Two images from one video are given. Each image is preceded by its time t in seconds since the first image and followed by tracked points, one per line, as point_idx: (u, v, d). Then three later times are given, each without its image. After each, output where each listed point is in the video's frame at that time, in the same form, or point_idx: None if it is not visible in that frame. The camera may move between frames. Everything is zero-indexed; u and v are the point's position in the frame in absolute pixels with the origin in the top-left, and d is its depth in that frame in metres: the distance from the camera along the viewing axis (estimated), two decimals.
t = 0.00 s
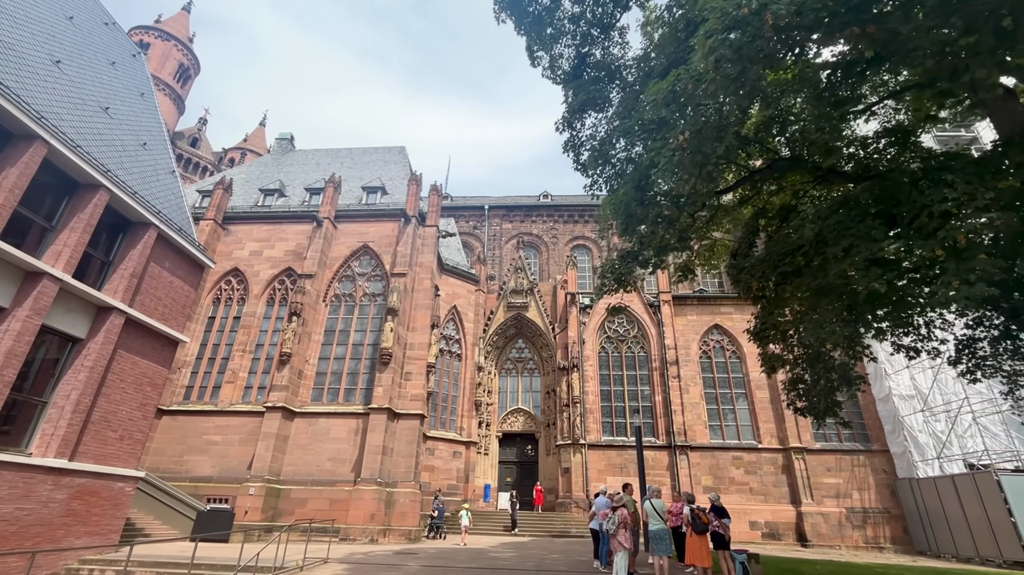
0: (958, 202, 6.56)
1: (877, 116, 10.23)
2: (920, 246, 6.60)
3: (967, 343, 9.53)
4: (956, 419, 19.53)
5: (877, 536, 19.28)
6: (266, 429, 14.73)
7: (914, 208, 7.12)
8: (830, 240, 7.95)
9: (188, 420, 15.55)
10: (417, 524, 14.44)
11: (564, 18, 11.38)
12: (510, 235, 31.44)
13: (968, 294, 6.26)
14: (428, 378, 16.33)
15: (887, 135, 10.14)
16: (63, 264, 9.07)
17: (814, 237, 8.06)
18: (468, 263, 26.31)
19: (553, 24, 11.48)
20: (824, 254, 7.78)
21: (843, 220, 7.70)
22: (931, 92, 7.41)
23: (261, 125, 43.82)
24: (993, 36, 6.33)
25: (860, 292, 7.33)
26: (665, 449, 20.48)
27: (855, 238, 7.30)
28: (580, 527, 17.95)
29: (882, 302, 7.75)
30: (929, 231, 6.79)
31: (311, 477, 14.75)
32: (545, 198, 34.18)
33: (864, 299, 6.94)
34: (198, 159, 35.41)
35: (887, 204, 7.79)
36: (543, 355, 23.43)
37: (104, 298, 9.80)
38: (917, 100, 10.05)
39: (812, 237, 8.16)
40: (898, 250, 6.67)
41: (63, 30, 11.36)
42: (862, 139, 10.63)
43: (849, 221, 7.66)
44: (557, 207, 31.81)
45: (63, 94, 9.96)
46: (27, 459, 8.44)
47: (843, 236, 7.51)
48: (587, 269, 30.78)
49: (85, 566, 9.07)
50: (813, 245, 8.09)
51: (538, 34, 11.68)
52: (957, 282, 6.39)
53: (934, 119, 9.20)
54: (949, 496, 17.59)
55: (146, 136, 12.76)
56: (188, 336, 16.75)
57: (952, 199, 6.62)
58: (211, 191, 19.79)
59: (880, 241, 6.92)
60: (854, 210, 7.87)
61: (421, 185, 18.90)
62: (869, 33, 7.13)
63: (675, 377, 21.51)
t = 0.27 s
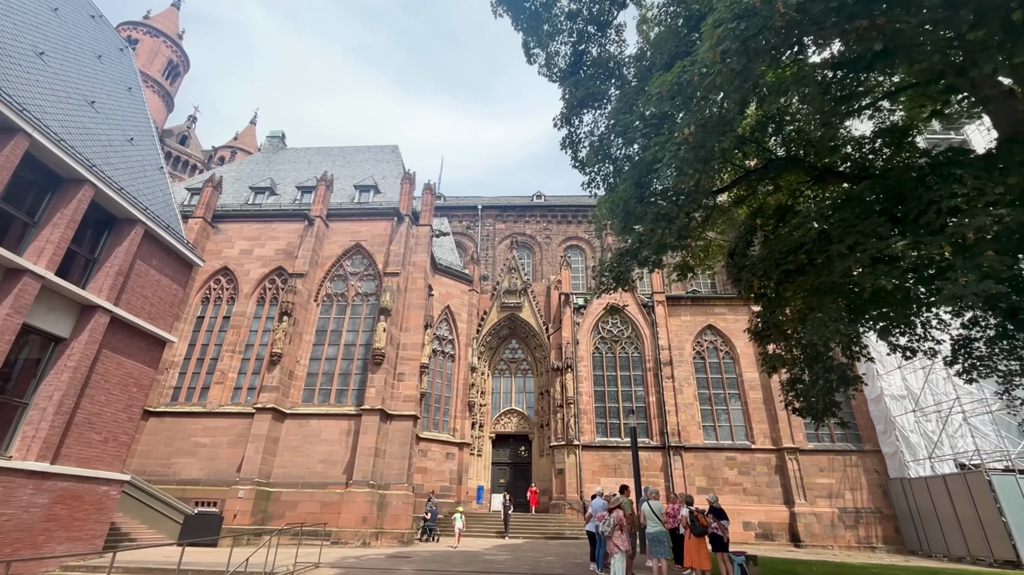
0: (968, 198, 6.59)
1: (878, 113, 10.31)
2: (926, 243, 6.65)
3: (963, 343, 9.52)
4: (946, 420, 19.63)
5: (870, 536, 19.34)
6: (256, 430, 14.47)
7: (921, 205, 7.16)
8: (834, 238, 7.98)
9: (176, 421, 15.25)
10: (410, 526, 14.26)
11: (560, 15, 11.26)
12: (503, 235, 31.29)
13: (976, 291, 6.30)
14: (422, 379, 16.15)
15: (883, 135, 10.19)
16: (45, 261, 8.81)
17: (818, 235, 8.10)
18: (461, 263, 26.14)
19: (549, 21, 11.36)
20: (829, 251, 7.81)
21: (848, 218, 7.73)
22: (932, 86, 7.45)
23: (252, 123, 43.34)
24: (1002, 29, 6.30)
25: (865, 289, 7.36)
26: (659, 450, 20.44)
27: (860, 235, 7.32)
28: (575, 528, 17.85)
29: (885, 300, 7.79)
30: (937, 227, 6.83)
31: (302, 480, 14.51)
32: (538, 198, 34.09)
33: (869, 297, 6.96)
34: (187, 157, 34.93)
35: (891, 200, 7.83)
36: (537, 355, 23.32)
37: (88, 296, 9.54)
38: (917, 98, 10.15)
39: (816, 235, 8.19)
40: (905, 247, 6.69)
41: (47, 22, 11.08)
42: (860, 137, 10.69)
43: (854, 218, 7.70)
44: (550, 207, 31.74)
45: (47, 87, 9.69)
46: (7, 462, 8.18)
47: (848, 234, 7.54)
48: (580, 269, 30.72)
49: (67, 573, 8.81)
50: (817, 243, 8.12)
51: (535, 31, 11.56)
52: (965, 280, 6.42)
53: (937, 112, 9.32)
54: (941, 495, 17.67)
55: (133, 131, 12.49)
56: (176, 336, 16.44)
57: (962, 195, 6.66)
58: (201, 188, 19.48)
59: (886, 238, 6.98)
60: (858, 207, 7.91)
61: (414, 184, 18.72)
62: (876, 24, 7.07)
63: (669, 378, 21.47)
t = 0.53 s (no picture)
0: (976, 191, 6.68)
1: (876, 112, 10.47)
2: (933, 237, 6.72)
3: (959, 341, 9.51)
4: (939, 419, 19.71)
5: (863, 535, 19.38)
6: (247, 432, 14.24)
7: (927, 199, 7.22)
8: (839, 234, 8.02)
9: (165, 423, 14.99)
10: (404, 528, 14.09)
11: (557, 12, 11.15)
12: (497, 235, 31.15)
13: (983, 285, 6.34)
14: (416, 379, 15.99)
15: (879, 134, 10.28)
16: (29, 258, 8.58)
17: (823, 231, 8.14)
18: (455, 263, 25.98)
19: (546, 17, 11.25)
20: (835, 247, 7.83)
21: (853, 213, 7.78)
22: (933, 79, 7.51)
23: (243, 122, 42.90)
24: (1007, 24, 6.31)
25: (870, 284, 7.39)
26: (654, 450, 20.39)
27: (867, 231, 7.36)
28: (570, 529, 17.75)
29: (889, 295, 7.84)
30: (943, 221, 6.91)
31: (294, 482, 14.30)
32: (532, 198, 34.00)
33: (875, 292, 6.98)
34: (178, 156, 34.52)
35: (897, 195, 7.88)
36: (531, 355, 23.20)
37: (74, 295, 9.32)
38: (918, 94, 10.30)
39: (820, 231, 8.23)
40: (911, 242, 6.75)
41: (33, 14, 10.83)
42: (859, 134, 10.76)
43: (861, 212, 7.74)
44: (544, 207, 31.67)
45: (32, 80, 9.45)
46: None
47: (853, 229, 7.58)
48: (574, 269, 30.64)
49: None
50: (820, 239, 8.15)
51: (531, 27, 11.44)
52: (972, 274, 6.46)
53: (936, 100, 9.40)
54: (933, 494, 17.75)
55: (122, 127, 12.24)
56: (165, 336, 16.16)
57: (969, 188, 6.74)
58: (191, 186, 19.19)
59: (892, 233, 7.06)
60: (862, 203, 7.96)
61: (408, 183, 18.54)
62: (885, 13, 7.07)
63: (664, 378, 21.43)
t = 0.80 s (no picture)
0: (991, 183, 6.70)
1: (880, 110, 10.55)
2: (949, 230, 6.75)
3: (959, 340, 9.52)
4: (934, 418, 19.76)
5: (860, 534, 19.37)
6: (240, 433, 14.02)
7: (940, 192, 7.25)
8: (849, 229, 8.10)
9: (157, 424, 14.73)
10: (400, 530, 13.91)
11: (557, 7, 11.05)
12: (493, 235, 31.01)
13: (999, 277, 6.36)
14: (412, 379, 15.82)
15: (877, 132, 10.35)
16: (16, 254, 8.36)
17: (831, 226, 8.22)
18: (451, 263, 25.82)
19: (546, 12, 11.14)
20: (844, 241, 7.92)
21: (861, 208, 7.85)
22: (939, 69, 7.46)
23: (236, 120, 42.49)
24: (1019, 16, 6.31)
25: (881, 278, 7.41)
26: (651, 450, 20.31)
27: (877, 224, 7.42)
28: (567, 530, 17.62)
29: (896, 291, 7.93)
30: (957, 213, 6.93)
31: (288, 483, 14.09)
32: (528, 198, 33.89)
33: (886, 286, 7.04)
34: (170, 154, 34.15)
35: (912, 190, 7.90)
36: (528, 355, 23.08)
37: (63, 292, 9.11)
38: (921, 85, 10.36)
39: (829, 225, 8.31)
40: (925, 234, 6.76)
41: (21, 5, 10.59)
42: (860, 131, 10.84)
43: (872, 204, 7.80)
44: (540, 207, 31.57)
45: (20, 73, 9.24)
46: None
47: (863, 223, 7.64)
48: (570, 269, 30.57)
49: None
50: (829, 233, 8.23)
51: (531, 22, 11.36)
52: (988, 266, 6.48)
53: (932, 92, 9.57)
54: (929, 492, 17.78)
55: (113, 123, 12.01)
56: (156, 336, 15.90)
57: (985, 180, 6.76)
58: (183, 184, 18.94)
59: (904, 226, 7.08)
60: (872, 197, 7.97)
61: (404, 181, 18.39)
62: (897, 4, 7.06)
63: (661, 377, 21.35)
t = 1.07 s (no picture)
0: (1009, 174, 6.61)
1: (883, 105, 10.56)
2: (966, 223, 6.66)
3: (963, 339, 9.47)
4: (932, 418, 19.77)
5: (859, 534, 19.33)
6: (235, 433, 13.83)
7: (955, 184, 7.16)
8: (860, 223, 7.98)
9: (150, 424, 14.52)
10: (398, 531, 13.75)
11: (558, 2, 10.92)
12: (490, 235, 30.86)
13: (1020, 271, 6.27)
14: (410, 379, 15.66)
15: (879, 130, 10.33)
16: (6, 249, 8.18)
17: (842, 220, 8.10)
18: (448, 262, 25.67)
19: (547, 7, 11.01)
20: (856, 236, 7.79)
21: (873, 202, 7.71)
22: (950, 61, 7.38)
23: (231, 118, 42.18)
24: None
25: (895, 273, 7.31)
26: (650, 450, 20.22)
27: (892, 218, 7.28)
28: (565, 531, 17.49)
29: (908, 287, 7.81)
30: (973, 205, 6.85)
31: (284, 484, 13.91)
32: (525, 198, 33.77)
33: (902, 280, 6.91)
34: (164, 152, 33.85)
35: (924, 184, 7.78)
36: (525, 355, 22.96)
37: (54, 289, 8.92)
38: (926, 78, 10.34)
39: (840, 220, 8.18)
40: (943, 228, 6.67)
41: None
42: (865, 127, 10.78)
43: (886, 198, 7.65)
44: (537, 207, 31.48)
45: (11, 65, 9.04)
46: None
47: (877, 217, 7.51)
48: (568, 269, 30.48)
49: None
50: (840, 228, 8.11)
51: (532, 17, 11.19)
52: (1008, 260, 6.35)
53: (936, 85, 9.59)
54: (928, 492, 17.76)
55: (106, 117, 11.82)
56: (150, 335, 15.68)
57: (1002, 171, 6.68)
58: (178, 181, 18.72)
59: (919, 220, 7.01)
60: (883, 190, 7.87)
61: (402, 179, 18.24)
62: None
63: (660, 377, 21.26)
